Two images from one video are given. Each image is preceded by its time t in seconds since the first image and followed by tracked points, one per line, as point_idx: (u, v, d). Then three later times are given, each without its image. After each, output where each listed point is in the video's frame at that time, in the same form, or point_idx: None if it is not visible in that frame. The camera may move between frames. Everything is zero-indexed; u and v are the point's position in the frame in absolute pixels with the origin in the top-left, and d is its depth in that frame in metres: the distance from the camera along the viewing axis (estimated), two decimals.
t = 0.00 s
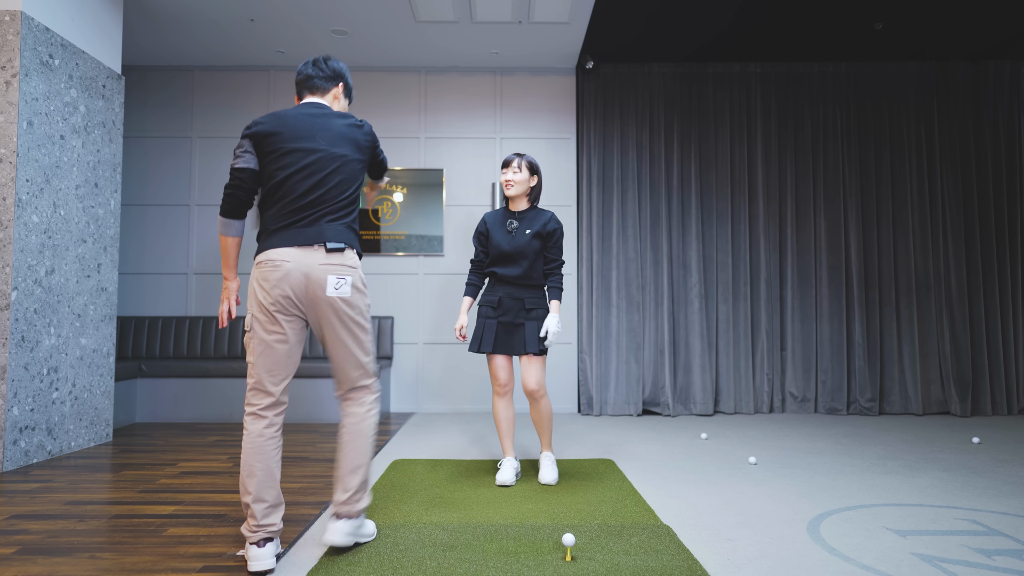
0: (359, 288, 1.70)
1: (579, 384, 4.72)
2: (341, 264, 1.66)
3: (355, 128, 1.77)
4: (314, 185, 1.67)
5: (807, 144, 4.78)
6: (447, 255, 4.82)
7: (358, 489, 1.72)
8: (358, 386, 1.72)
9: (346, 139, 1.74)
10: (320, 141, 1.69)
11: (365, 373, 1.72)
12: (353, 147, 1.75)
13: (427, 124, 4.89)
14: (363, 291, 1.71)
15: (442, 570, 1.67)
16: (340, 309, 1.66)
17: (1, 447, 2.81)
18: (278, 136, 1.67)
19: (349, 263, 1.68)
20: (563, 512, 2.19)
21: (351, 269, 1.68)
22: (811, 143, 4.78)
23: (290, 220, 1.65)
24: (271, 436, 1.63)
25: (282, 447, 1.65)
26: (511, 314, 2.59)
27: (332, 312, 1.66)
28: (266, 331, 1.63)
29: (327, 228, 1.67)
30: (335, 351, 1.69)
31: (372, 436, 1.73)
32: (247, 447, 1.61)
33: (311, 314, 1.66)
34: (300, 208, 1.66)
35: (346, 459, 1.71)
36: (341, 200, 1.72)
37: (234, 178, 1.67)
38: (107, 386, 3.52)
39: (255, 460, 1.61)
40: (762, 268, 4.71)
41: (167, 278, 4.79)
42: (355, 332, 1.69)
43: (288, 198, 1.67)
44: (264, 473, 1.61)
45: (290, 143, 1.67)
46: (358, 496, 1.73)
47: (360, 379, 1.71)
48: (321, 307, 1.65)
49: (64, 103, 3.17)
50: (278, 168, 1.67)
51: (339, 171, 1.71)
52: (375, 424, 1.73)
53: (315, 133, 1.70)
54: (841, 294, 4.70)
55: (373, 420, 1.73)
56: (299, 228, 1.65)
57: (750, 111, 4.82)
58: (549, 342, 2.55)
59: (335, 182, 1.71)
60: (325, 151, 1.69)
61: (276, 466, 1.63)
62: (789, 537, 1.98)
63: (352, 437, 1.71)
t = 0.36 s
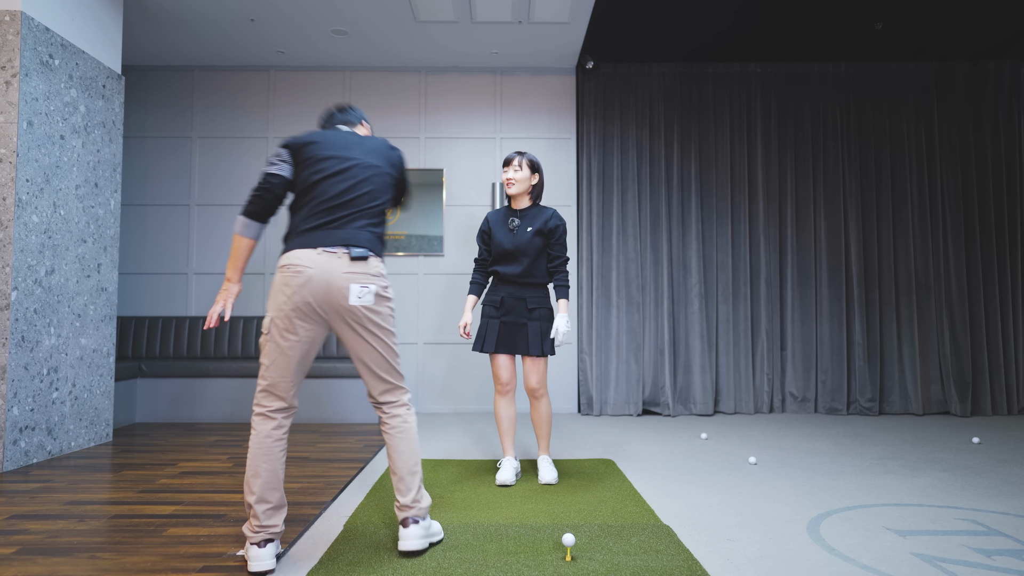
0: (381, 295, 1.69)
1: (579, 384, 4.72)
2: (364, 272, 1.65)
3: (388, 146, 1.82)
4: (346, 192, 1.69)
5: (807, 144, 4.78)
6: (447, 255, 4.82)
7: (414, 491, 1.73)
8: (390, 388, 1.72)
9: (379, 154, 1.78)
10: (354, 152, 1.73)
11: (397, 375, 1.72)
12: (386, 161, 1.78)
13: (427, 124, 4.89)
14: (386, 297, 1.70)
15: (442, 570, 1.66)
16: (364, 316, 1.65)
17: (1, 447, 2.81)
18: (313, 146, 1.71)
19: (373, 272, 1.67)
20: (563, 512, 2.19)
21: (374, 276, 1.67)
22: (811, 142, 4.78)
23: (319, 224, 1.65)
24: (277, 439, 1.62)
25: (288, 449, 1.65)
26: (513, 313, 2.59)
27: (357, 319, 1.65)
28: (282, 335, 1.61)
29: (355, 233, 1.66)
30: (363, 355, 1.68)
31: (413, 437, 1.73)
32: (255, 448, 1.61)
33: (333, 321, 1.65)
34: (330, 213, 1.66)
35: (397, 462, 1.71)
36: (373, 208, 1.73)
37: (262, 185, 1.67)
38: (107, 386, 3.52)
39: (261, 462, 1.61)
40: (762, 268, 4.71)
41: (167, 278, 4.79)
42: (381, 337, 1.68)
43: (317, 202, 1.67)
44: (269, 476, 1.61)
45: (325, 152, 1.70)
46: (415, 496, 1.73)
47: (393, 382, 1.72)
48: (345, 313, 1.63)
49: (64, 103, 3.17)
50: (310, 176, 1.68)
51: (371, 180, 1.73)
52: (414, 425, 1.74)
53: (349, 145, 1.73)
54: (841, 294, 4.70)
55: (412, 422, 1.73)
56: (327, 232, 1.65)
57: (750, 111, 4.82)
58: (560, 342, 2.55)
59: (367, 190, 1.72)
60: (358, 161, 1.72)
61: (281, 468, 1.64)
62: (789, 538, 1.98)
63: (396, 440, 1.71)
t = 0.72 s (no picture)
0: (417, 281, 1.69)
1: (579, 384, 4.72)
2: (401, 254, 1.65)
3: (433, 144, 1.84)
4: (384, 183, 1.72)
5: (807, 144, 4.78)
6: (447, 255, 4.82)
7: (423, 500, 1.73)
8: (414, 391, 1.70)
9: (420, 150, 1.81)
10: (393, 151, 1.79)
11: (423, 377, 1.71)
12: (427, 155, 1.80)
13: (427, 124, 4.89)
14: (422, 285, 1.69)
15: (442, 570, 1.66)
16: (399, 302, 1.65)
17: (1, 447, 2.80)
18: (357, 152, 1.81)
19: (410, 254, 1.66)
20: (563, 512, 2.19)
21: (411, 260, 1.67)
22: (811, 143, 4.78)
23: (358, 214, 1.68)
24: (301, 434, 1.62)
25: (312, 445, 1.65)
26: (516, 313, 2.59)
27: (393, 303, 1.64)
28: (320, 319, 1.64)
29: (391, 218, 1.67)
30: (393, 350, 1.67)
31: (430, 446, 1.72)
32: (279, 439, 1.62)
33: (369, 305, 1.65)
34: (367, 204, 1.69)
35: (409, 473, 1.70)
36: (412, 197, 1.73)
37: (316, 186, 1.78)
38: (107, 386, 3.52)
39: (283, 454, 1.61)
40: (762, 269, 4.71)
41: (166, 279, 4.79)
42: (413, 329, 1.67)
43: (357, 196, 1.72)
44: (287, 468, 1.62)
45: (366, 154, 1.79)
46: (423, 505, 1.74)
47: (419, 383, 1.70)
48: (380, 299, 1.63)
49: (64, 103, 3.17)
50: (353, 177, 1.76)
51: (410, 172, 1.75)
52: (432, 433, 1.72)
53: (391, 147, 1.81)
54: (841, 294, 4.70)
55: (432, 430, 1.72)
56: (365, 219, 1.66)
57: (750, 111, 4.82)
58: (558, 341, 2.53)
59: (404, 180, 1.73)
60: (397, 156, 1.77)
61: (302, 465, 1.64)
62: (790, 537, 1.98)
63: (412, 447, 1.70)
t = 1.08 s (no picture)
0: (415, 283, 1.68)
1: (579, 384, 4.72)
2: (398, 257, 1.65)
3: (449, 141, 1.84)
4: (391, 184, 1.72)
5: (807, 145, 4.78)
6: (447, 255, 4.82)
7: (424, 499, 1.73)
8: (414, 392, 1.70)
9: (433, 148, 1.80)
10: (404, 149, 1.78)
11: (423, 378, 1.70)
12: (439, 155, 1.79)
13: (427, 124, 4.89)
14: (420, 288, 1.69)
15: (442, 570, 1.66)
16: (395, 305, 1.64)
17: (1, 447, 2.80)
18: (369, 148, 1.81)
19: (407, 258, 1.66)
20: (563, 512, 2.19)
21: (409, 262, 1.66)
22: (811, 143, 4.78)
23: (361, 215, 1.69)
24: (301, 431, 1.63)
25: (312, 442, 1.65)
26: (516, 313, 2.59)
27: (389, 305, 1.64)
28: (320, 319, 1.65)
29: (391, 221, 1.67)
30: (392, 352, 1.67)
31: (431, 446, 1.72)
32: (279, 433, 1.62)
33: (366, 307, 1.65)
34: (372, 205, 1.70)
35: (408, 473, 1.70)
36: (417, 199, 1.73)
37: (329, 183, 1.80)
38: (107, 386, 3.52)
39: (281, 450, 1.61)
40: (762, 269, 4.71)
41: (166, 279, 4.79)
42: (411, 331, 1.67)
43: (364, 196, 1.72)
44: (284, 462, 1.61)
45: (378, 152, 1.79)
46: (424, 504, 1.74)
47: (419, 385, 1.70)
48: (376, 302, 1.63)
49: (64, 103, 3.17)
50: (362, 176, 1.77)
51: (417, 173, 1.74)
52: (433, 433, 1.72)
53: (403, 144, 1.79)
54: (841, 294, 4.70)
55: (432, 431, 1.72)
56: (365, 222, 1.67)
57: (750, 111, 4.82)
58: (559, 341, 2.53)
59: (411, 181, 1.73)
60: (407, 156, 1.76)
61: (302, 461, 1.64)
62: (790, 537, 1.98)
63: (411, 447, 1.70)
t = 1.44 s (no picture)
0: (397, 287, 1.66)
1: (578, 384, 4.72)
2: (378, 261, 1.63)
3: (424, 126, 1.76)
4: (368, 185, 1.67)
5: (807, 145, 4.78)
6: (447, 255, 4.82)
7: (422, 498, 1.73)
8: (404, 393, 1.69)
9: (409, 138, 1.72)
10: (378, 140, 1.70)
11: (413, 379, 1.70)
12: (415, 145, 1.72)
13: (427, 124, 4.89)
14: (404, 291, 1.67)
15: (442, 570, 1.66)
16: (379, 310, 1.63)
17: (1, 447, 2.81)
18: (343, 143, 1.73)
19: (388, 263, 1.64)
20: (563, 512, 2.19)
21: (390, 266, 1.64)
22: (811, 143, 4.78)
23: (341, 221, 1.66)
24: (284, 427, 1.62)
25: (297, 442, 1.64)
26: (516, 314, 2.59)
27: (372, 309, 1.62)
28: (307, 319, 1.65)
29: (371, 226, 1.64)
30: (377, 354, 1.66)
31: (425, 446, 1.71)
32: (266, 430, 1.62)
33: (350, 311, 1.64)
34: (351, 209, 1.67)
35: (403, 473, 1.69)
36: (396, 197, 1.69)
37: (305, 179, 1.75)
38: (107, 386, 3.52)
39: (264, 444, 1.61)
40: (762, 269, 4.71)
41: (167, 279, 4.79)
42: (397, 334, 1.65)
43: (342, 198, 1.68)
44: (265, 457, 1.60)
45: (351, 147, 1.71)
46: (422, 504, 1.74)
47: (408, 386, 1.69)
48: (360, 305, 1.62)
49: (64, 103, 3.17)
50: (339, 173, 1.71)
51: (395, 171, 1.68)
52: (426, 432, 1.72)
53: (376, 136, 1.71)
54: (841, 295, 4.70)
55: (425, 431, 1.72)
56: (345, 231, 1.65)
57: (750, 111, 4.82)
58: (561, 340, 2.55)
59: (389, 182, 1.68)
60: (383, 149, 1.69)
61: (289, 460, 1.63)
62: (790, 537, 1.98)
63: (405, 448, 1.69)
